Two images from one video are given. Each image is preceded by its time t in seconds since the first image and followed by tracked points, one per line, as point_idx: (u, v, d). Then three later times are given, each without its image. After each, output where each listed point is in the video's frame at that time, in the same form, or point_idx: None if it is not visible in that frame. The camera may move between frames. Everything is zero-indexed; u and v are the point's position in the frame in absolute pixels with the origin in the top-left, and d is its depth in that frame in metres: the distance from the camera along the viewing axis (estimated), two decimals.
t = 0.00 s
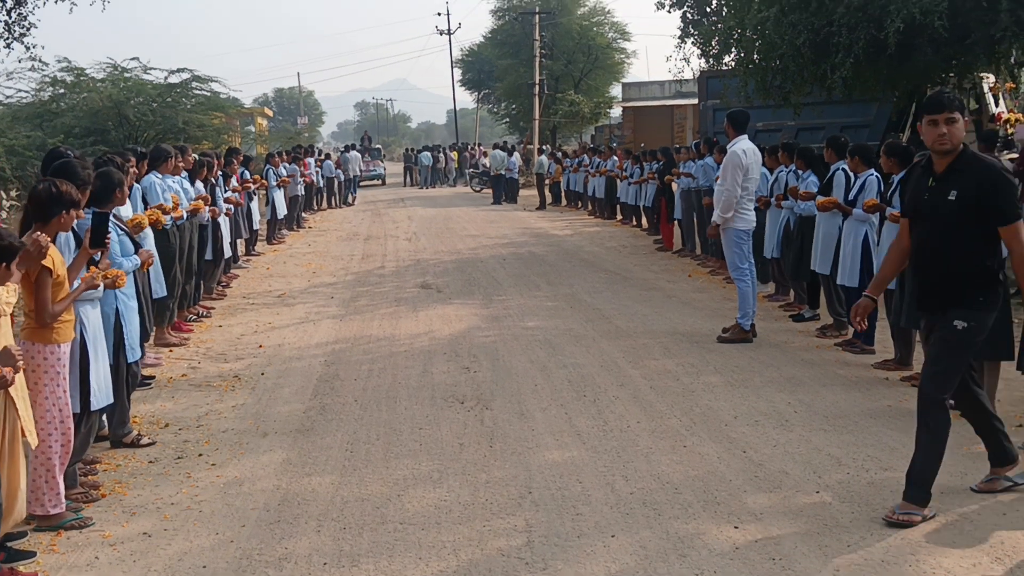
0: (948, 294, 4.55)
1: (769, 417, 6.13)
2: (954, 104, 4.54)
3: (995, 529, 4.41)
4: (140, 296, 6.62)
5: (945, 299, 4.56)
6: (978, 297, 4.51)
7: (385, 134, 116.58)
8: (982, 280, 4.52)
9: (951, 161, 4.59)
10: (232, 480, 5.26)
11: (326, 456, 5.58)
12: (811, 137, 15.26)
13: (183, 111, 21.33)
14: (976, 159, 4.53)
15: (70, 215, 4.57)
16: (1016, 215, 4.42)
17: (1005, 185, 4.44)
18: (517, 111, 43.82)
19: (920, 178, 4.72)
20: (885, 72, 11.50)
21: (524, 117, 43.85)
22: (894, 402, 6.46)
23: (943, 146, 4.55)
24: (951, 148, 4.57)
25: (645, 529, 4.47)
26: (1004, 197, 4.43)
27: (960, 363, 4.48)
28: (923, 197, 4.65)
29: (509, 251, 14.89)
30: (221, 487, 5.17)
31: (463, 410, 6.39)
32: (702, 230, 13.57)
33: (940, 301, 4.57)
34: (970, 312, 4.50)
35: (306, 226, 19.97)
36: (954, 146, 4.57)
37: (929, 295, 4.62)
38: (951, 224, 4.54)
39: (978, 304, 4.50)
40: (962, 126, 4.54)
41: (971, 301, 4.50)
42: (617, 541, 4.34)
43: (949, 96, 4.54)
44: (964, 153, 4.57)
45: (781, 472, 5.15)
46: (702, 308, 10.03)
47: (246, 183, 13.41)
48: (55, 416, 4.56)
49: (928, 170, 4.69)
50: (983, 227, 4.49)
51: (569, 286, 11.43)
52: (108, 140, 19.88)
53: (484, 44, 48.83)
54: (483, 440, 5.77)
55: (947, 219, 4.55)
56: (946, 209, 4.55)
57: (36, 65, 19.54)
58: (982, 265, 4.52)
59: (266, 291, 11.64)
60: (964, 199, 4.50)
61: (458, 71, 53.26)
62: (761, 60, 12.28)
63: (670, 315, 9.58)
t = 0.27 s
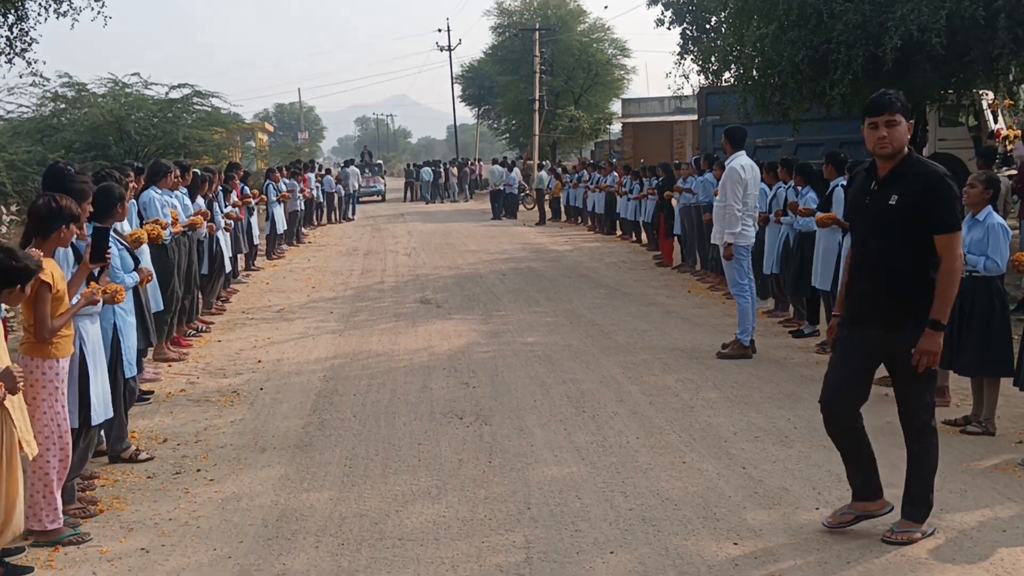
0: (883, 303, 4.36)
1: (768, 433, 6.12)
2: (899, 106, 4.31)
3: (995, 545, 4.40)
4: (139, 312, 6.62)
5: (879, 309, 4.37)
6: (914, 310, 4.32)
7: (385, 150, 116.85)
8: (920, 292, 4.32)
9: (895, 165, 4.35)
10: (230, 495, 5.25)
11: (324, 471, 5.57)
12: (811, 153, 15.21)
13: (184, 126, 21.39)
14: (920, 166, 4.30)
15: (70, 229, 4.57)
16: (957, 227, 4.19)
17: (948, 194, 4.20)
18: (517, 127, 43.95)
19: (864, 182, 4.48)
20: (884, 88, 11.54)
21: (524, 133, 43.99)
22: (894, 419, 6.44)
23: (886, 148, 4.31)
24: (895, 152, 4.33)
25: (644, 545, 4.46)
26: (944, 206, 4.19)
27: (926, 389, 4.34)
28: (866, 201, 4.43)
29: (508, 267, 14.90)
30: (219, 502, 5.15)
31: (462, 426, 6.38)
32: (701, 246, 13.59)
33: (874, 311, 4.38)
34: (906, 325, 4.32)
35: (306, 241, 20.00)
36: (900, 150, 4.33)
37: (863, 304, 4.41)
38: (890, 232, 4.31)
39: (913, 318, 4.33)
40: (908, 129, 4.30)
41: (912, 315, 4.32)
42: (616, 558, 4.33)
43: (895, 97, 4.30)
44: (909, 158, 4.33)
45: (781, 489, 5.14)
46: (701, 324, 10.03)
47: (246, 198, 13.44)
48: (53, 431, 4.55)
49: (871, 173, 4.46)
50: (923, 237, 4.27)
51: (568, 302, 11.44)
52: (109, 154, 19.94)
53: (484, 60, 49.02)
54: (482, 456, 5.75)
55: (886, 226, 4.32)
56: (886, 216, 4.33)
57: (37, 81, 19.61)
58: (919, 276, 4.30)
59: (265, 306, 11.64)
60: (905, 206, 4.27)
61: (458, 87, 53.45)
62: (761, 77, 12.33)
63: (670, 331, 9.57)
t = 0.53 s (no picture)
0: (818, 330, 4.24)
1: (767, 448, 6.11)
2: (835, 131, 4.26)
3: (994, 561, 4.39)
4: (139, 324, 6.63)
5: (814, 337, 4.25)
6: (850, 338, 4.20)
7: (386, 163, 117.04)
8: (856, 319, 4.20)
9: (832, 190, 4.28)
10: (228, 508, 5.24)
11: (323, 484, 5.56)
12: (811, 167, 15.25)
13: (185, 138, 21.43)
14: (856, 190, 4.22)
15: (70, 241, 4.58)
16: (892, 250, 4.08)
17: (883, 217, 4.11)
18: (517, 140, 44.04)
19: (800, 209, 4.40)
20: (883, 104, 11.59)
21: (524, 147, 44.09)
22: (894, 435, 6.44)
23: (823, 173, 4.25)
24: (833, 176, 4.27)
25: (643, 560, 4.45)
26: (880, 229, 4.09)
27: (869, 418, 4.24)
28: (803, 228, 4.31)
29: (508, 280, 14.90)
30: (217, 515, 5.14)
31: (461, 439, 6.37)
32: (701, 260, 13.60)
33: (809, 339, 4.26)
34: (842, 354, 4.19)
35: (306, 254, 20.02)
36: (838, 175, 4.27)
37: (799, 333, 4.29)
38: (825, 258, 4.21)
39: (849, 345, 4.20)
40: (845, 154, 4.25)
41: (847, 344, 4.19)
42: (614, 572, 4.32)
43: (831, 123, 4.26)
44: (845, 183, 4.26)
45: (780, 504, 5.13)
46: (701, 339, 10.03)
47: (246, 211, 13.46)
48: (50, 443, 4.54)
49: (810, 200, 4.36)
50: (858, 261, 4.16)
51: (567, 315, 11.44)
52: (109, 167, 19.97)
53: (484, 74, 49.15)
54: (481, 470, 5.74)
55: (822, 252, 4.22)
56: (823, 241, 4.22)
57: (39, 93, 19.66)
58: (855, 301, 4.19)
59: (265, 319, 11.64)
60: (841, 231, 4.18)
61: (458, 101, 53.60)
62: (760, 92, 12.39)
63: (669, 346, 9.58)
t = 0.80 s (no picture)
0: (740, 330, 4.10)
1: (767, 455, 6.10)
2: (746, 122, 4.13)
3: (994, 568, 4.38)
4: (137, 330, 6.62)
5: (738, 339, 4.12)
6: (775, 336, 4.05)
7: (385, 170, 117.12)
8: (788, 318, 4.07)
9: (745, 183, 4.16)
10: (227, 514, 5.22)
11: (322, 491, 5.55)
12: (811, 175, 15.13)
13: (185, 144, 21.43)
14: (770, 182, 4.10)
15: (70, 246, 4.58)
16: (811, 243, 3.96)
17: (798, 210, 4.00)
18: (517, 147, 44.07)
19: (716, 204, 4.28)
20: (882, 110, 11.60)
21: (524, 153, 44.11)
22: (893, 441, 6.43)
23: (734, 165, 4.12)
24: (745, 169, 4.14)
25: (643, 567, 4.43)
26: (795, 223, 3.98)
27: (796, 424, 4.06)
28: (718, 225, 4.19)
29: (508, 287, 14.90)
30: (216, 521, 5.13)
31: (460, 446, 6.36)
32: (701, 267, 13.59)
33: (738, 344, 4.11)
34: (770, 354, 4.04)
35: (306, 260, 20.01)
36: (749, 167, 4.14)
37: (728, 338, 4.15)
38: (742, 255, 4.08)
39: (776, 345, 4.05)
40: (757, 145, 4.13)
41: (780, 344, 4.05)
42: None
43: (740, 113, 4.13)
44: (759, 175, 4.15)
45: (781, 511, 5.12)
46: (701, 345, 10.02)
47: (246, 217, 13.45)
48: (48, 448, 4.53)
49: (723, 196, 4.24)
50: (776, 257, 4.03)
51: (567, 322, 11.43)
52: (109, 173, 19.96)
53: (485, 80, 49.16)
54: (480, 476, 5.73)
55: (738, 249, 4.09)
56: (738, 237, 4.09)
57: (39, 99, 19.67)
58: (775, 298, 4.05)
59: (264, 325, 11.63)
60: (755, 226, 4.05)
61: (458, 107, 53.65)
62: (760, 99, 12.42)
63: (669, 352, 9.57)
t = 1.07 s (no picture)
0: (677, 348, 3.94)
1: (768, 456, 6.09)
2: (687, 128, 3.95)
3: (996, 569, 4.37)
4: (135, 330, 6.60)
5: (678, 358, 3.94)
6: (714, 354, 3.90)
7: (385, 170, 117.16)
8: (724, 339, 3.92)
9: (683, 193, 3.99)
10: (227, 515, 5.21)
11: (322, 491, 5.53)
12: (811, 175, 15.17)
13: (185, 144, 21.42)
14: (709, 193, 3.94)
15: (70, 246, 4.57)
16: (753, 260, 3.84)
17: (738, 224, 3.85)
18: (518, 147, 44.07)
19: (652, 215, 4.08)
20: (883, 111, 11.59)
21: (524, 153, 44.13)
22: (894, 442, 6.42)
23: (672, 174, 3.94)
24: (684, 178, 3.96)
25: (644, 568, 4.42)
26: (736, 237, 3.84)
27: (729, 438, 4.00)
28: (652, 237, 3.99)
29: (508, 287, 14.90)
30: (216, 522, 5.12)
31: (461, 446, 6.35)
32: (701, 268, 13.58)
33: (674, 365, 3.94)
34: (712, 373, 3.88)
35: (306, 260, 20.01)
36: (688, 176, 3.97)
37: (663, 358, 3.97)
38: (682, 270, 3.90)
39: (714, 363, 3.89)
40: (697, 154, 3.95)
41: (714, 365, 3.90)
42: None
43: (680, 120, 3.96)
44: (697, 185, 3.98)
45: (782, 512, 5.11)
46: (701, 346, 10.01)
47: (247, 217, 13.45)
48: (49, 447, 4.52)
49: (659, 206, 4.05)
50: (716, 271, 3.88)
51: (568, 322, 11.42)
52: (109, 172, 19.95)
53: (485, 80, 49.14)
54: (480, 477, 5.72)
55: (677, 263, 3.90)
56: (674, 253, 3.91)
57: (40, 99, 19.66)
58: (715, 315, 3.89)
59: (264, 325, 11.62)
60: (695, 240, 3.87)
61: (459, 107, 53.66)
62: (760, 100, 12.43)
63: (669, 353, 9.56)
